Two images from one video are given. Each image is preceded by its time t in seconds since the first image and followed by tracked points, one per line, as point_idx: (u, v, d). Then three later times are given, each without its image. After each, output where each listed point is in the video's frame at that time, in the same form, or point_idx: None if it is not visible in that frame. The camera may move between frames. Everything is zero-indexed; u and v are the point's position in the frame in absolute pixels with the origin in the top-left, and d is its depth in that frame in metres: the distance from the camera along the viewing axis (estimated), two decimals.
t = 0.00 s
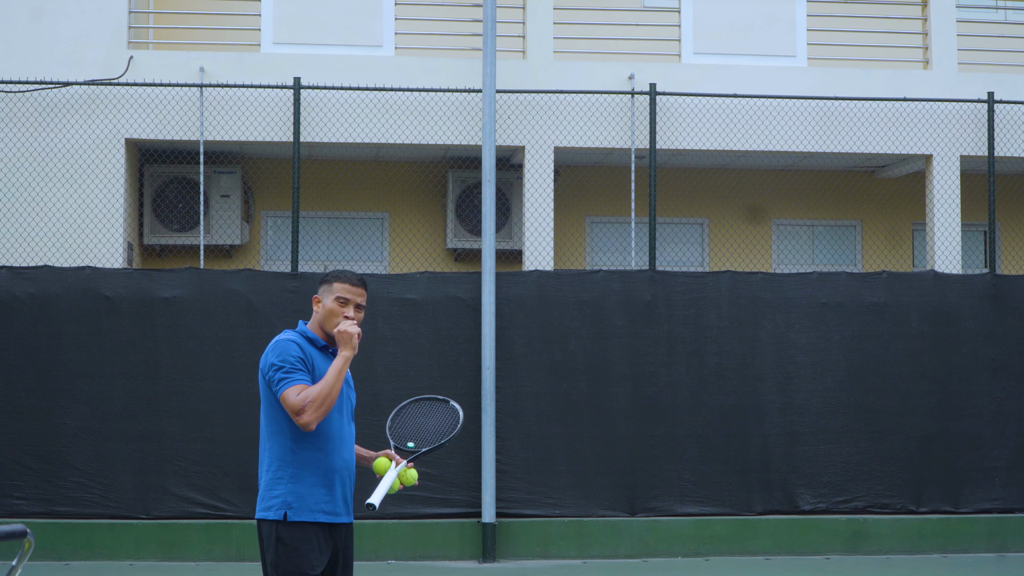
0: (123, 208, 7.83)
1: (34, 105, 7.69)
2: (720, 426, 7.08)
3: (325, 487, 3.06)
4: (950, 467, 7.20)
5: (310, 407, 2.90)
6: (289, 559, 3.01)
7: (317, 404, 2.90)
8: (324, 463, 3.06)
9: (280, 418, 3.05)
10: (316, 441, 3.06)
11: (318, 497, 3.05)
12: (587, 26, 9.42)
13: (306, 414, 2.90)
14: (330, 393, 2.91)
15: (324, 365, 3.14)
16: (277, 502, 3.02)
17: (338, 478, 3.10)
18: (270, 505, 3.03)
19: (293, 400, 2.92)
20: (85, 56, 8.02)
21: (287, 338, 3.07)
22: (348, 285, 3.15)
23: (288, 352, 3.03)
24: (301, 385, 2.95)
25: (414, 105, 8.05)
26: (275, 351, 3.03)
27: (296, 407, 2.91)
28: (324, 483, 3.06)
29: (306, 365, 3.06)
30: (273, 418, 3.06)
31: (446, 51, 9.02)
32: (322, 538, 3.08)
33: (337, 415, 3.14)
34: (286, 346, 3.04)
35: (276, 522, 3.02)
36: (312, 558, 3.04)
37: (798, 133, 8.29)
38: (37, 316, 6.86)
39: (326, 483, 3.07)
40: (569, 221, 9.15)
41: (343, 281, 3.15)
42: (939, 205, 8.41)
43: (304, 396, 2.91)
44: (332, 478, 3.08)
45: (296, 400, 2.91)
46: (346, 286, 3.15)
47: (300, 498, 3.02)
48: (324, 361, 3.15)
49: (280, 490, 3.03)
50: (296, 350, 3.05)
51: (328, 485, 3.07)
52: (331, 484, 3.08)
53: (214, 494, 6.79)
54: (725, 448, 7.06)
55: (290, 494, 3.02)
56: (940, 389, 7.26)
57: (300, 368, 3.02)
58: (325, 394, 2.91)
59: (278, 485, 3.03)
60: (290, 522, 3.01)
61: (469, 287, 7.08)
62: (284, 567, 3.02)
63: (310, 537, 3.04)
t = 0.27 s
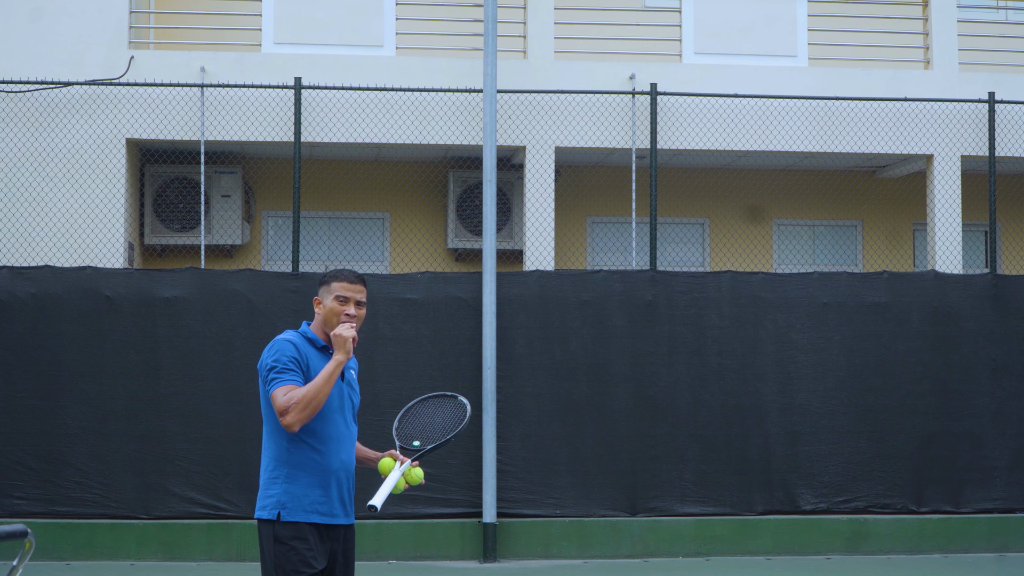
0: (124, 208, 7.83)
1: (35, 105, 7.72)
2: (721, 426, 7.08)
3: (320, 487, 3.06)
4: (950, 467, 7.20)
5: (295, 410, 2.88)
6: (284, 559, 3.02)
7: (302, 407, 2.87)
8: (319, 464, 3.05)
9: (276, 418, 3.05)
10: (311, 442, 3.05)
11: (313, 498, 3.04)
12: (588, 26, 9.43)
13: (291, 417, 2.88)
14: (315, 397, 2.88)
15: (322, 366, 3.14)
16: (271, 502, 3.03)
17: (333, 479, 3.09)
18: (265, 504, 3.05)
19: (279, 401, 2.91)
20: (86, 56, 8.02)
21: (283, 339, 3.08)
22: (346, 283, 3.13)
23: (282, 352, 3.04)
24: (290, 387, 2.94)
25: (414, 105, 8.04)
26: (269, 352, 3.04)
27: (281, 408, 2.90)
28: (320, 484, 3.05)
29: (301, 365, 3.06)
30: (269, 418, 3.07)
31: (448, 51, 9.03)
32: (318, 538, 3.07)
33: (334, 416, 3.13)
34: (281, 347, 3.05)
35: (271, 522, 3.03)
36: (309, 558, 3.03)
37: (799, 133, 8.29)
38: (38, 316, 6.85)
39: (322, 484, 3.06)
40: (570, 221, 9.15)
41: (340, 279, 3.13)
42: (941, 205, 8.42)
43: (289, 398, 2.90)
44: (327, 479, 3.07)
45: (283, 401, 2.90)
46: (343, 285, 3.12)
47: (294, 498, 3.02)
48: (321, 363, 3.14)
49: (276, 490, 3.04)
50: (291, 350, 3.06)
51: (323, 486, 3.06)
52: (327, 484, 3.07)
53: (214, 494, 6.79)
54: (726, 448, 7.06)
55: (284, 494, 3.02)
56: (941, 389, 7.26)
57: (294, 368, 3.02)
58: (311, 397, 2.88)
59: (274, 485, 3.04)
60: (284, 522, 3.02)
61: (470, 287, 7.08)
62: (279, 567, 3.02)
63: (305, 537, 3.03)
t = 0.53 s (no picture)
0: (124, 208, 7.83)
1: (36, 104, 7.72)
2: (721, 426, 7.08)
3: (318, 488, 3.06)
4: (951, 467, 7.20)
5: (281, 421, 2.84)
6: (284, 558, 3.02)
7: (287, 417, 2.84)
8: (318, 464, 3.06)
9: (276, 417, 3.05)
10: (312, 443, 3.05)
11: (311, 497, 3.05)
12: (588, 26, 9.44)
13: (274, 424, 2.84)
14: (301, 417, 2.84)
15: (323, 367, 3.13)
16: (270, 501, 3.03)
17: (332, 479, 3.09)
18: (264, 503, 3.05)
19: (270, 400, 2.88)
20: (87, 56, 8.02)
21: (287, 340, 3.06)
22: (345, 281, 3.15)
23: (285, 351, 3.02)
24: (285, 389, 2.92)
25: (415, 105, 8.04)
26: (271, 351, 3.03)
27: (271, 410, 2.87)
28: (319, 485, 3.06)
29: (303, 366, 3.05)
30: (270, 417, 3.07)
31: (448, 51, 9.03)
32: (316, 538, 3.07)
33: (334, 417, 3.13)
34: (284, 348, 3.03)
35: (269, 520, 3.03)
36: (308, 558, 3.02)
37: (800, 133, 8.29)
38: (39, 316, 6.85)
39: (320, 484, 3.07)
40: (571, 221, 9.16)
41: (339, 277, 3.15)
42: (942, 205, 8.42)
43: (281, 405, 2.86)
44: (326, 479, 3.08)
45: (271, 405, 2.87)
46: (342, 283, 3.15)
47: (292, 498, 3.03)
48: (323, 363, 3.14)
49: (276, 489, 3.04)
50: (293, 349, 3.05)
51: (321, 486, 3.07)
52: (325, 485, 3.07)
53: (215, 494, 6.79)
54: (726, 448, 7.06)
55: (284, 493, 3.03)
56: (941, 389, 7.26)
57: (295, 368, 3.01)
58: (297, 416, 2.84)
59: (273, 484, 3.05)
60: (284, 521, 3.02)
61: (471, 287, 7.08)
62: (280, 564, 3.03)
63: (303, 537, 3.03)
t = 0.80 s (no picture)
0: (125, 208, 7.82)
1: (36, 105, 7.70)
2: (722, 426, 7.08)
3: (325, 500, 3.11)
4: (952, 467, 7.20)
5: (306, 461, 2.86)
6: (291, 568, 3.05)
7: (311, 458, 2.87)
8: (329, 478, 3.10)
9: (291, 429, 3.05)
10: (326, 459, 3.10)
11: (318, 510, 3.10)
12: (589, 26, 9.44)
13: (297, 463, 2.87)
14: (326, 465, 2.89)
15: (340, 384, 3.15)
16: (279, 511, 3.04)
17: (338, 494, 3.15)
18: (273, 515, 3.04)
19: (297, 434, 2.89)
20: (87, 56, 8.02)
21: (316, 361, 3.05)
22: (372, 293, 3.26)
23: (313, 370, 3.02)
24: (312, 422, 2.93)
25: (415, 104, 8.05)
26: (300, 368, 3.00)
27: (297, 444, 2.87)
28: (328, 500, 3.12)
29: (327, 385, 3.06)
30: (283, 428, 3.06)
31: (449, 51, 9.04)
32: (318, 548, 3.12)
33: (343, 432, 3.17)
34: (315, 370, 3.02)
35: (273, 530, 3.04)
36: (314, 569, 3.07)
37: (800, 133, 8.30)
38: (40, 316, 6.85)
39: (328, 497, 3.12)
40: (572, 221, 9.16)
41: (366, 289, 3.26)
42: (942, 206, 8.42)
43: (311, 446, 2.87)
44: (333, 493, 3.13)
45: (299, 442, 2.87)
46: (371, 295, 3.26)
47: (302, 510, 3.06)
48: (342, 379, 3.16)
49: (286, 502, 3.05)
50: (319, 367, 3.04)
51: (328, 499, 3.12)
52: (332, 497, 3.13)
53: (216, 494, 6.79)
54: (728, 448, 7.06)
55: (296, 507, 3.05)
56: (942, 389, 7.26)
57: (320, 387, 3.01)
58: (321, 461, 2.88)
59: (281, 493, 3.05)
60: (293, 534, 3.05)
61: (471, 287, 7.08)
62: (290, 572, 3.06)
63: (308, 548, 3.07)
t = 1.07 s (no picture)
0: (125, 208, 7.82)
1: (37, 105, 7.68)
2: (722, 426, 7.08)
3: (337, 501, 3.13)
4: (952, 467, 7.20)
5: (328, 466, 2.90)
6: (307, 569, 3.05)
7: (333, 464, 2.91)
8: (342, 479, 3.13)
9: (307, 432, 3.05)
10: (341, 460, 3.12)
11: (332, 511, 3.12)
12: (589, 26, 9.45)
13: (318, 468, 2.89)
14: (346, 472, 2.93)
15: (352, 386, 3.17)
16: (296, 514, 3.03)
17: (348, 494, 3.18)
18: (291, 517, 3.03)
19: (320, 438, 2.90)
20: (87, 56, 8.02)
21: (337, 363, 3.06)
22: (380, 293, 3.29)
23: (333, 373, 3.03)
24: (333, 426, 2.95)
25: (415, 104, 8.05)
26: (323, 372, 3.00)
27: (320, 450, 2.90)
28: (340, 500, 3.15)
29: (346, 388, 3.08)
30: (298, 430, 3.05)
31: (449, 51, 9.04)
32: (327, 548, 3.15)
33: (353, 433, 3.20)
34: (337, 372, 3.03)
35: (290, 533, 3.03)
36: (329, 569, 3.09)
37: (800, 133, 8.30)
38: (40, 316, 6.85)
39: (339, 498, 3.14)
40: (572, 221, 9.16)
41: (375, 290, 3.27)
42: (942, 206, 8.43)
43: (333, 451, 2.91)
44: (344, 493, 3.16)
45: (322, 446, 2.89)
46: (380, 296, 3.28)
47: (318, 511, 3.07)
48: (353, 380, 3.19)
49: (304, 503, 3.04)
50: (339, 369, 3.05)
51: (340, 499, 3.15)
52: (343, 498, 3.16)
53: (217, 494, 6.79)
54: (728, 448, 7.06)
55: (313, 508, 3.06)
56: (943, 389, 7.26)
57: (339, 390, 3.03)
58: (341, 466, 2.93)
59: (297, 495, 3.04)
60: (310, 535, 3.05)
61: (472, 287, 7.08)
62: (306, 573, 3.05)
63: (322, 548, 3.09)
